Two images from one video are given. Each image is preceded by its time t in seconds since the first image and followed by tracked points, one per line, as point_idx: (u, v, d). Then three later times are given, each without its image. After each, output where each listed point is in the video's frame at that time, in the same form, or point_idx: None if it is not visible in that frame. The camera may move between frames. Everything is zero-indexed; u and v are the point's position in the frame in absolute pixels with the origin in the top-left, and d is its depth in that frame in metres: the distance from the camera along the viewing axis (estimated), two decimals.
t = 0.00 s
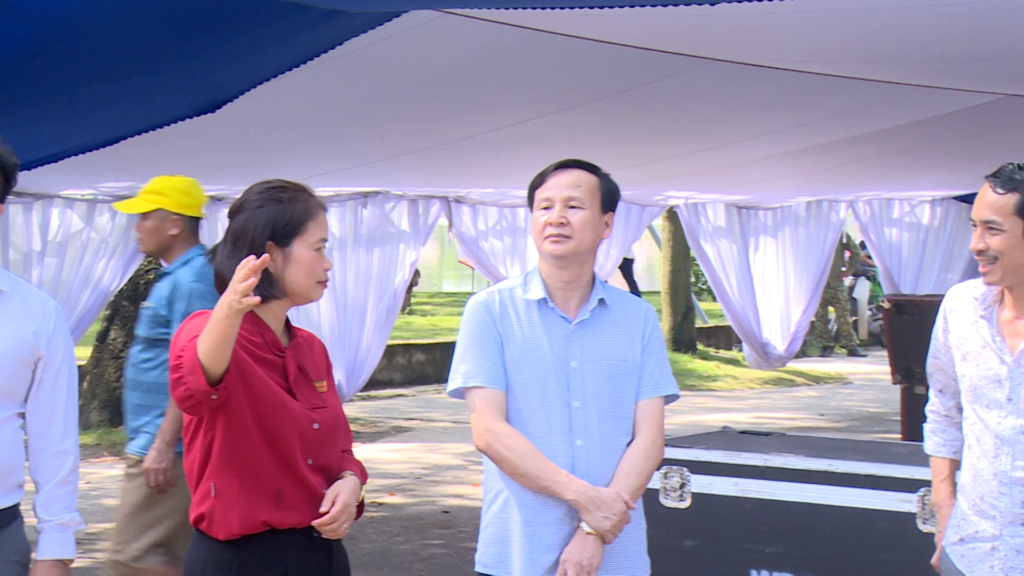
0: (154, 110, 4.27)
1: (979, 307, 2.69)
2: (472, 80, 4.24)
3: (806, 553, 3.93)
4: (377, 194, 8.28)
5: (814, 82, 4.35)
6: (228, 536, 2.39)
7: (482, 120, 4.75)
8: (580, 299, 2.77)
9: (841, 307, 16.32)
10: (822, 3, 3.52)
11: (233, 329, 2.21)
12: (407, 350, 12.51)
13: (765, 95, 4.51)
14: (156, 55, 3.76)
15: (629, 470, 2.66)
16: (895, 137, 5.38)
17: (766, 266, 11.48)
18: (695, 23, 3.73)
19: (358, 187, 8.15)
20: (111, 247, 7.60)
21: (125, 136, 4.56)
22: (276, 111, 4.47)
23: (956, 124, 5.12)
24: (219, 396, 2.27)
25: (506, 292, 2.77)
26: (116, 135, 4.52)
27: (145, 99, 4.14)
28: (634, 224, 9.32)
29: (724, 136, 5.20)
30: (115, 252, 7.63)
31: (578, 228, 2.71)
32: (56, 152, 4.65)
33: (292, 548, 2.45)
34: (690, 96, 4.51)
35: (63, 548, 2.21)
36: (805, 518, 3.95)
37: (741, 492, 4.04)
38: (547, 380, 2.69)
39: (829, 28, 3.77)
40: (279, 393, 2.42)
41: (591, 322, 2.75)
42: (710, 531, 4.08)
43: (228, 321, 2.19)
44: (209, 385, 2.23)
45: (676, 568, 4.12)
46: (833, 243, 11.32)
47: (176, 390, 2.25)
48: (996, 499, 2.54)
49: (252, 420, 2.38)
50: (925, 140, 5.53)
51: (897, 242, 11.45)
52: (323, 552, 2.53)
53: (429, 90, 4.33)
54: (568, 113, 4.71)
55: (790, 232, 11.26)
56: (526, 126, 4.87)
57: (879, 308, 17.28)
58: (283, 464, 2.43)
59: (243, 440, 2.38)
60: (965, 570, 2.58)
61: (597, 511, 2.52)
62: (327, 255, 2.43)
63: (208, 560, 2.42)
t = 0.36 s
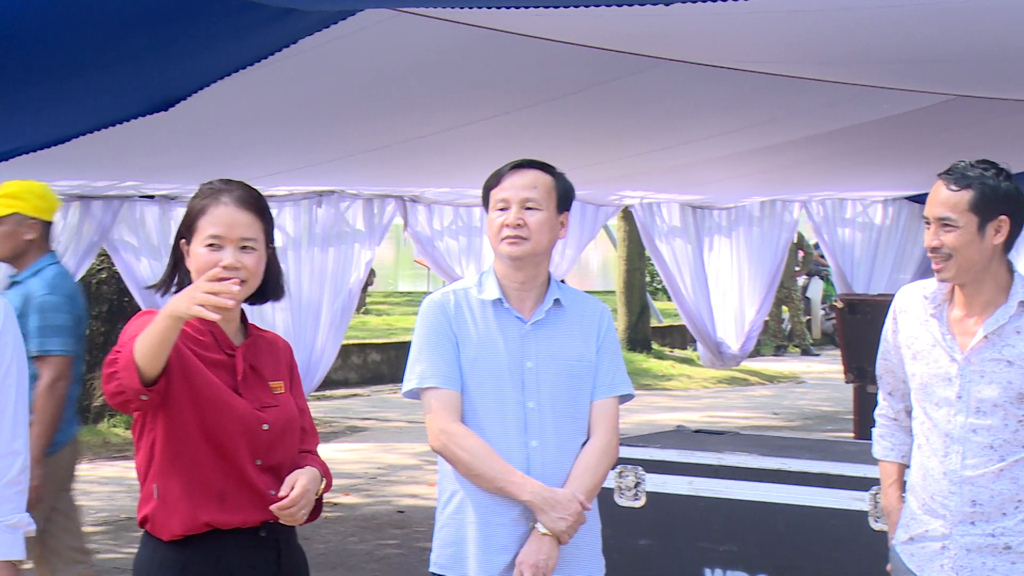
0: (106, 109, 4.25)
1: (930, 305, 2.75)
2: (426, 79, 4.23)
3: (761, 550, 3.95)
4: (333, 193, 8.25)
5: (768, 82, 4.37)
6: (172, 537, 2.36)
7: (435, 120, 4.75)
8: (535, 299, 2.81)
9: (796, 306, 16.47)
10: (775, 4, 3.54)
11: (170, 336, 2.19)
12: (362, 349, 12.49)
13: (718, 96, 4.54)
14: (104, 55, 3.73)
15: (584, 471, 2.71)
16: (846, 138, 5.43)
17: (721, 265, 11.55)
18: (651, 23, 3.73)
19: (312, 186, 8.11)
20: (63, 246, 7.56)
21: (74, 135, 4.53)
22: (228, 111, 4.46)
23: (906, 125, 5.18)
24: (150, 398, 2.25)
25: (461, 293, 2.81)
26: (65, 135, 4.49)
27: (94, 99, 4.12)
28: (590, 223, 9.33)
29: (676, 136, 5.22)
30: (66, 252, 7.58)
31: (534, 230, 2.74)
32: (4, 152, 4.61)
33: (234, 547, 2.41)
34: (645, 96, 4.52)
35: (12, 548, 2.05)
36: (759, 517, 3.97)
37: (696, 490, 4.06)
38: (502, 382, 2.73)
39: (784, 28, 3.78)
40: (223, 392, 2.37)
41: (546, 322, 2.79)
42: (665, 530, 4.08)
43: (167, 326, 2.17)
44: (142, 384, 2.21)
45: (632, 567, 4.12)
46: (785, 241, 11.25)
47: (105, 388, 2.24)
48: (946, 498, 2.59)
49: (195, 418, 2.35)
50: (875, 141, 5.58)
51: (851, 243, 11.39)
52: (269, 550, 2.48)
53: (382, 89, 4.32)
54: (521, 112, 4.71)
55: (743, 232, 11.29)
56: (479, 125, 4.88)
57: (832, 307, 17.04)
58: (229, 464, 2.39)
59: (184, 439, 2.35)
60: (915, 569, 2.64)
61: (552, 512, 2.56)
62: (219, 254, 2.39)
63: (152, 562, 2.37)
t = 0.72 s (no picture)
0: (55, 107, 4.21)
1: (882, 304, 2.75)
2: (377, 78, 4.23)
3: (712, 549, 3.96)
4: (285, 191, 8.14)
5: (723, 82, 4.39)
6: (112, 530, 2.29)
7: (387, 119, 4.74)
8: (488, 298, 2.81)
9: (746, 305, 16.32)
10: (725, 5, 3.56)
11: None
12: (316, 348, 12.47)
13: (670, 96, 4.56)
14: (53, 53, 3.70)
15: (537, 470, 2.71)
16: (798, 137, 5.46)
17: (674, 265, 11.31)
18: (604, 23, 3.74)
19: (265, 185, 8.08)
20: (13, 244, 7.45)
21: (21, 133, 4.49)
22: (179, 108, 4.43)
23: (856, 124, 5.22)
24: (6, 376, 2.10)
25: (414, 293, 2.80)
26: (12, 133, 4.44)
27: (42, 97, 4.08)
28: (543, 222, 9.18)
29: (629, 136, 5.24)
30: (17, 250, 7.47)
31: (487, 230, 2.74)
32: None
33: (181, 548, 2.33)
34: (597, 95, 4.54)
35: None
36: (710, 515, 3.98)
37: (649, 489, 4.06)
38: (455, 382, 2.73)
39: (736, 28, 3.80)
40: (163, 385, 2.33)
41: (499, 322, 2.80)
42: (617, 529, 4.09)
43: None
44: None
45: (586, 565, 4.14)
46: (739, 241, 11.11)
47: None
48: (897, 496, 2.60)
49: (134, 411, 2.31)
50: (826, 141, 5.63)
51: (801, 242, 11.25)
52: (218, 551, 2.39)
53: (335, 88, 4.31)
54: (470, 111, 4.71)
55: (696, 231, 11.09)
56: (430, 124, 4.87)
57: (785, 306, 17.18)
58: (171, 459, 2.33)
59: (122, 431, 2.31)
60: (866, 566, 2.66)
61: (504, 511, 2.57)
62: (166, 247, 2.38)
63: (96, 557, 2.30)
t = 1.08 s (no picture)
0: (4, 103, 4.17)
1: (836, 302, 2.76)
2: (330, 75, 4.21)
3: (665, 547, 3.98)
4: (239, 190, 8.11)
5: (679, 81, 4.41)
6: (50, 538, 2.27)
7: (337, 117, 4.74)
8: (442, 297, 2.76)
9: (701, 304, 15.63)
10: (678, 5, 3.58)
11: None
12: (269, 347, 12.37)
13: (627, 94, 4.56)
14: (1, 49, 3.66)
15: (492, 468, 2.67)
16: (750, 136, 5.51)
17: (628, 265, 11.28)
18: (558, 22, 3.75)
19: (218, 183, 8.01)
20: None
21: None
22: (132, 105, 4.40)
23: (807, 123, 5.28)
24: None
25: (368, 291, 2.74)
26: None
27: None
28: (498, 222, 9.23)
29: (580, 135, 5.26)
30: None
31: (441, 229, 2.69)
32: None
33: (121, 550, 2.29)
34: (550, 95, 4.55)
35: None
36: (663, 513, 3.99)
37: (602, 487, 4.08)
38: (409, 380, 2.68)
39: (691, 28, 3.82)
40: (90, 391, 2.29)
41: (454, 320, 2.74)
42: (571, 527, 4.11)
43: None
44: None
45: (542, 564, 4.16)
46: (692, 238, 11.22)
47: None
48: (848, 492, 2.62)
49: (63, 419, 2.28)
50: (776, 140, 5.68)
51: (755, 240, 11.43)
52: (161, 553, 2.34)
53: (287, 87, 4.31)
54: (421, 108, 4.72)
55: (650, 230, 11.11)
56: (380, 124, 4.88)
57: (738, 305, 16.47)
58: (102, 465, 2.29)
59: (49, 441, 2.28)
60: (818, 563, 2.68)
61: (459, 510, 2.52)
62: (165, 252, 2.39)
63: (39, 562, 2.29)
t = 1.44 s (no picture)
0: None
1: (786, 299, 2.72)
2: (280, 74, 4.19)
3: (617, 545, 3.99)
4: (188, 189, 8.09)
5: (634, 81, 4.42)
6: (15, 541, 2.21)
7: (286, 115, 4.71)
8: (393, 296, 2.74)
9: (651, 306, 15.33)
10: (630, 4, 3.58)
11: None
12: (218, 347, 12.28)
13: (582, 93, 4.57)
14: None
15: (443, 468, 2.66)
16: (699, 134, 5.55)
17: (579, 265, 11.36)
18: (511, 21, 3.74)
19: (167, 182, 7.96)
20: None
21: None
22: (81, 102, 4.35)
23: (756, 122, 5.32)
24: None
25: (319, 290, 2.72)
26: None
27: None
28: (449, 220, 9.27)
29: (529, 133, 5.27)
30: None
31: (390, 230, 2.67)
32: None
33: (88, 552, 2.27)
34: (502, 94, 4.56)
35: None
36: (616, 512, 4.00)
37: (554, 486, 4.09)
38: (360, 380, 2.65)
39: (645, 27, 3.82)
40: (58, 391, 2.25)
41: (405, 320, 2.72)
42: (523, 527, 4.12)
43: None
44: None
45: (493, 563, 4.17)
46: (642, 238, 11.25)
47: None
48: (795, 490, 2.58)
49: (30, 420, 2.22)
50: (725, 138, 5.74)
51: (705, 241, 11.40)
52: (125, 554, 2.34)
53: (238, 85, 4.29)
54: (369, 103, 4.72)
55: (601, 230, 11.14)
56: (334, 122, 4.87)
57: (688, 304, 16.26)
58: (70, 466, 2.26)
59: (18, 442, 2.22)
60: (765, 560, 2.64)
61: (410, 509, 2.50)
62: (129, 251, 2.36)
63: None
